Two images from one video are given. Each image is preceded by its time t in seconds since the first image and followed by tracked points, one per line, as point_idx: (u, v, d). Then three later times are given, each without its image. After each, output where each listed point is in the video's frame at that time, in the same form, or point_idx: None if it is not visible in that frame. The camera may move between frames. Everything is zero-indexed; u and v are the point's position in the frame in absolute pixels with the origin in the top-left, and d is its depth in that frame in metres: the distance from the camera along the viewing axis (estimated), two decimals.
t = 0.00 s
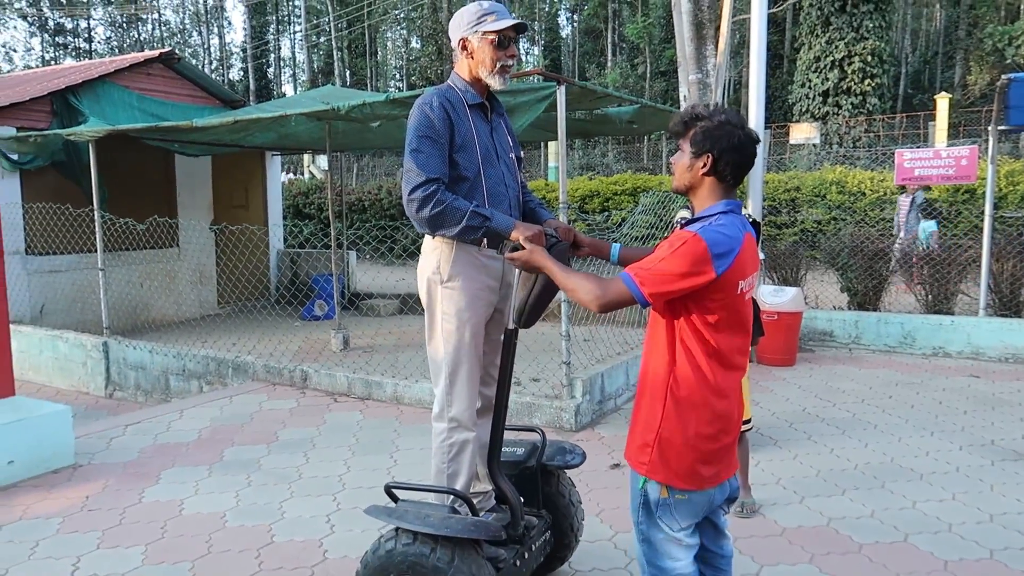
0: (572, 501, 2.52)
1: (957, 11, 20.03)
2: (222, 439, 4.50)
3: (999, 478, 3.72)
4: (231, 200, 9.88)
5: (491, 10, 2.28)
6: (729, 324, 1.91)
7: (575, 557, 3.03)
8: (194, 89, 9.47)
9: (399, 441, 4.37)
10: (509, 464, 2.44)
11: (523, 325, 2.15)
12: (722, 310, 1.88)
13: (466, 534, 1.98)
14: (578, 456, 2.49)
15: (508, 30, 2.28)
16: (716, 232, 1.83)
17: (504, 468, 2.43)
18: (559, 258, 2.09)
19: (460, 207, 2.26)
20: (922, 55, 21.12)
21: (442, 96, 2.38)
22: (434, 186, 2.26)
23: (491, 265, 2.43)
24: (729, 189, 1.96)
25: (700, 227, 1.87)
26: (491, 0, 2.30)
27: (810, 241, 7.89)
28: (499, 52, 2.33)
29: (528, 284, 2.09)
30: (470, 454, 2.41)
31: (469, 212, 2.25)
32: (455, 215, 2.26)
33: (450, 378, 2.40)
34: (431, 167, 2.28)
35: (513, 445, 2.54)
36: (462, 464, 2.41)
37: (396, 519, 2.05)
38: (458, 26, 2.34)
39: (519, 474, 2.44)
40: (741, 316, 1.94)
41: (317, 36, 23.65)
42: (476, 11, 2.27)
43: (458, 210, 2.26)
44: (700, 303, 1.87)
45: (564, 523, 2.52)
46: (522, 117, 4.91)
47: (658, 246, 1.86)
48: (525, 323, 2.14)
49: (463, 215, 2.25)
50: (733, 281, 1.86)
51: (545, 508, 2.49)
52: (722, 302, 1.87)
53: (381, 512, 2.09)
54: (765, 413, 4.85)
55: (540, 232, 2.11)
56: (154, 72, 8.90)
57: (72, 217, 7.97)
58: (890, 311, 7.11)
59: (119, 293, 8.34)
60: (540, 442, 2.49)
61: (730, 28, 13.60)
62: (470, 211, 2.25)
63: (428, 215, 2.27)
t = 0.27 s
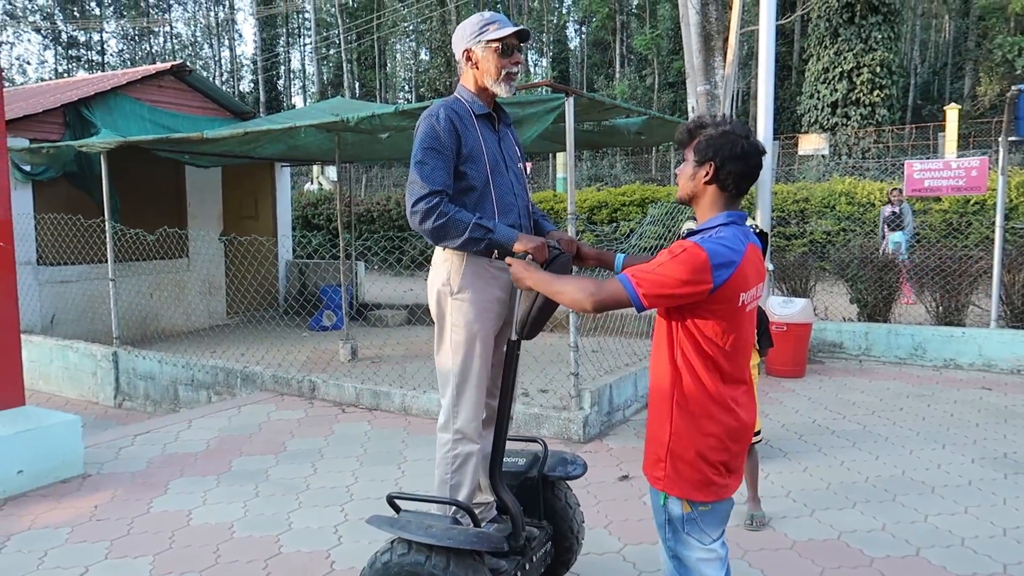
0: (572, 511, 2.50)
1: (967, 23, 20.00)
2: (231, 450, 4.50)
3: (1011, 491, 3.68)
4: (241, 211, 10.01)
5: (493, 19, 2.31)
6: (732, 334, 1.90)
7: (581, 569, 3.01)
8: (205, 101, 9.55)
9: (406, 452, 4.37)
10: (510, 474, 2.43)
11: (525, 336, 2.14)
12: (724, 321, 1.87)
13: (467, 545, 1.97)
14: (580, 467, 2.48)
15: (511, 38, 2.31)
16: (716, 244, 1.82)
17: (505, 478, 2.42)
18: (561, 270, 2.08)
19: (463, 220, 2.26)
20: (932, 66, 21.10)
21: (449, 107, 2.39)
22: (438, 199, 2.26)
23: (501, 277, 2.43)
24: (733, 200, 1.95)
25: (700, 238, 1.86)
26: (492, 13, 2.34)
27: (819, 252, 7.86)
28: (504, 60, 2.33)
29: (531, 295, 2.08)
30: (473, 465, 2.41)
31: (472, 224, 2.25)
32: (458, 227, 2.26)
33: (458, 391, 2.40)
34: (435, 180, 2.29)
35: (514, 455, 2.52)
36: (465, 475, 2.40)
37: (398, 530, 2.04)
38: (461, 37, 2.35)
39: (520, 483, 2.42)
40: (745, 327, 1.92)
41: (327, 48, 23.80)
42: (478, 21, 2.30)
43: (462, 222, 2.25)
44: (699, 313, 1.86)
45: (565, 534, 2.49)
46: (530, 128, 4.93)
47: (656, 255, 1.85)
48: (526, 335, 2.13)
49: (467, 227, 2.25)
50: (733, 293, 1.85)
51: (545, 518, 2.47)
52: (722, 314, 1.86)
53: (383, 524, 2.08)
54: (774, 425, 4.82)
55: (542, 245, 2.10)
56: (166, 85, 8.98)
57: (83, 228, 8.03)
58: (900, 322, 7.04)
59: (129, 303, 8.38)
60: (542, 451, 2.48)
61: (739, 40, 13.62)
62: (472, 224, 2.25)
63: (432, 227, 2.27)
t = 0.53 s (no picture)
0: (576, 520, 2.49)
1: (969, 29, 20.02)
2: (233, 456, 4.50)
3: (1015, 499, 3.67)
4: (244, 217, 10.03)
5: (495, 23, 2.32)
6: (738, 341, 1.90)
7: None
8: (209, 108, 9.59)
9: (408, 459, 4.36)
10: (515, 482, 2.42)
11: (530, 344, 2.12)
12: (732, 329, 1.87)
13: (472, 554, 1.97)
14: (584, 475, 2.48)
15: (513, 41, 2.31)
16: (727, 252, 1.83)
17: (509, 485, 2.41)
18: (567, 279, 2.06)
19: (469, 227, 2.26)
20: (934, 73, 21.13)
21: (453, 112, 2.39)
22: (443, 206, 2.27)
23: (503, 284, 2.43)
24: (739, 209, 1.96)
25: (712, 247, 1.87)
26: (494, 16, 2.34)
27: (822, 259, 7.85)
28: (506, 63, 2.34)
29: (537, 303, 2.07)
30: (474, 472, 2.40)
31: (478, 231, 2.25)
32: (464, 234, 2.26)
33: (458, 396, 2.40)
34: (441, 187, 2.29)
35: (518, 462, 2.51)
36: (466, 482, 2.39)
37: (402, 538, 2.04)
38: (464, 40, 2.36)
39: (524, 491, 2.41)
40: (750, 333, 1.93)
41: (330, 55, 23.88)
42: (481, 24, 2.31)
43: (468, 230, 2.26)
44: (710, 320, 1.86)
45: (569, 542, 2.48)
46: (533, 135, 4.93)
47: (669, 262, 1.85)
48: (532, 343, 2.11)
49: (473, 234, 2.25)
50: (743, 301, 1.86)
51: (550, 526, 2.46)
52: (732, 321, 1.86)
53: (387, 530, 2.08)
54: (777, 432, 4.80)
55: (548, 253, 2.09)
56: (170, 91, 9.01)
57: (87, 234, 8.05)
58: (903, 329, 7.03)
59: (132, 309, 8.38)
60: (547, 460, 2.47)
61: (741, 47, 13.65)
62: (478, 231, 2.25)
63: (438, 235, 2.27)
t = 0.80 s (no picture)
0: (583, 522, 2.48)
1: (971, 31, 20.00)
2: (235, 457, 4.50)
3: (1018, 501, 3.66)
4: (246, 219, 10.04)
5: (493, 22, 2.31)
6: (743, 343, 1.90)
7: None
8: (210, 109, 9.59)
9: (410, 461, 4.35)
10: (521, 484, 2.41)
11: (532, 346, 2.12)
12: (738, 331, 1.87)
13: (478, 556, 1.96)
14: (590, 476, 2.48)
15: (512, 41, 2.31)
16: (733, 254, 1.83)
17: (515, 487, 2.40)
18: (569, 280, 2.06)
19: (470, 227, 2.26)
20: (936, 74, 21.12)
21: (453, 111, 2.39)
22: (444, 207, 2.26)
23: (502, 285, 2.43)
24: (743, 212, 1.95)
25: (718, 249, 1.86)
26: (493, 16, 2.34)
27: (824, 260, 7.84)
28: (504, 63, 2.34)
29: (540, 305, 2.07)
30: (478, 475, 2.40)
31: (479, 232, 2.25)
32: (465, 235, 2.26)
33: (459, 398, 2.40)
34: (441, 187, 2.29)
35: (524, 464, 2.50)
36: (471, 485, 2.39)
37: (408, 541, 2.03)
38: (462, 40, 2.35)
39: (530, 493, 2.40)
40: (755, 335, 1.93)
41: (332, 57, 23.89)
42: (479, 24, 2.30)
43: (469, 230, 2.26)
44: (715, 323, 1.85)
45: (576, 545, 2.47)
46: (535, 136, 4.93)
47: (675, 266, 1.84)
48: (534, 345, 2.11)
49: (474, 234, 2.25)
50: (749, 302, 1.85)
51: (557, 529, 2.46)
52: (737, 323, 1.86)
53: (393, 532, 2.07)
54: (780, 434, 4.80)
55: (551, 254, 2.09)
56: (171, 93, 9.02)
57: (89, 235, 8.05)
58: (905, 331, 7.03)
59: (133, 310, 8.38)
60: (552, 462, 2.46)
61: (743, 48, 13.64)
62: (479, 231, 2.25)
63: (439, 236, 2.27)
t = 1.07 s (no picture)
0: (580, 526, 2.48)
1: (971, 35, 20.02)
2: (234, 461, 4.49)
3: (1018, 505, 3.65)
4: (246, 222, 10.04)
5: (492, 26, 2.31)
6: (745, 346, 1.90)
7: None
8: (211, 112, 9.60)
9: (409, 464, 4.35)
10: (518, 488, 2.41)
11: (531, 353, 2.11)
12: (738, 335, 1.86)
13: (476, 560, 1.96)
14: (587, 481, 2.48)
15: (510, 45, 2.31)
16: (734, 258, 1.82)
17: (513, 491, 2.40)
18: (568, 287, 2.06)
19: (470, 233, 2.26)
20: (936, 78, 21.15)
21: (452, 115, 2.39)
22: (445, 212, 2.26)
23: (503, 288, 2.43)
24: (744, 214, 1.95)
25: (718, 252, 1.86)
26: (493, 20, 2.34)
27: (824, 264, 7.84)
28: (503, 67, 2.34)
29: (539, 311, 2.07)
30: (475, 478, 2.39)
31: (480, 237, 2.25)
32: (466, 240, 2.26)
33: (458, 402, 2.39)
34: (441, 192, 2.29)
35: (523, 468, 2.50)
36: (467, 488, 2.39)
37: (404, 545, 2.03)
38: (460, 43, 2.35)
39: (528, 498, 2.40)
40: (755, 338, 1.93)
41: (332, 59, 23.90)
42: (479, 27, 2.30)
43: (470, 236, 2.26)
44: (717, 327, 1.85)
45: (572, 549, 2.47)
46: (535, 140, 4.93)
47: (676, 270, 1.84)
48: (533, 352, 2.10)
49: (475, 240, 2.25)
50: (750, 305, 1.85)
51: (553, 534, 2.45)
52: (738, 326, 1.86)
53: (389, 536, 2.07)
54: (780, 438, 4.79)
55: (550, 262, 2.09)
56: (172, 96, 9.02)
57: (89, 238, 8.05)
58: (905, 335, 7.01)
59: (133, 312, 8.37)
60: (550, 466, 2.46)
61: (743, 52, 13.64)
62: (480, 236, 2.25)
63: (439, 240, 2.27)
